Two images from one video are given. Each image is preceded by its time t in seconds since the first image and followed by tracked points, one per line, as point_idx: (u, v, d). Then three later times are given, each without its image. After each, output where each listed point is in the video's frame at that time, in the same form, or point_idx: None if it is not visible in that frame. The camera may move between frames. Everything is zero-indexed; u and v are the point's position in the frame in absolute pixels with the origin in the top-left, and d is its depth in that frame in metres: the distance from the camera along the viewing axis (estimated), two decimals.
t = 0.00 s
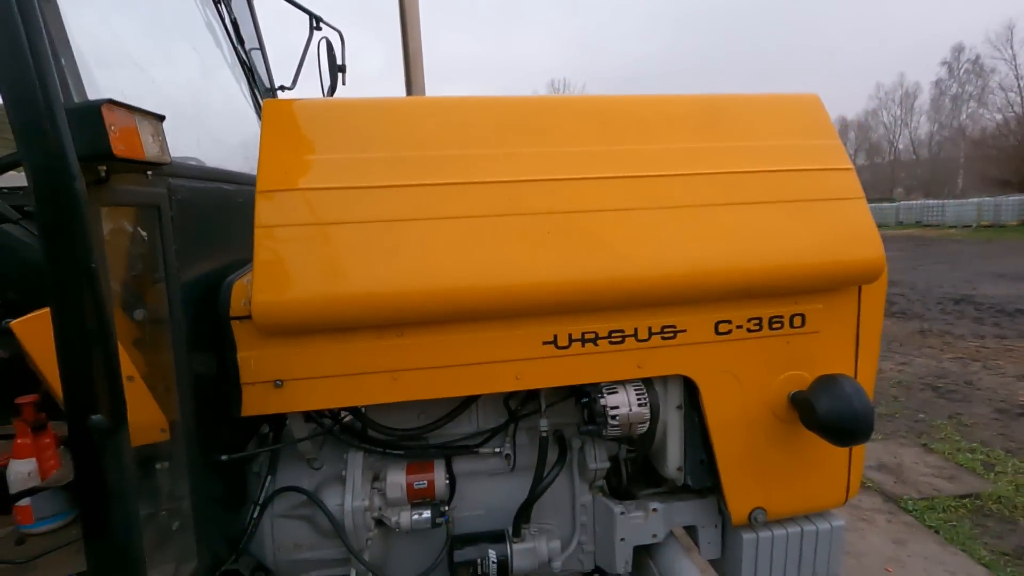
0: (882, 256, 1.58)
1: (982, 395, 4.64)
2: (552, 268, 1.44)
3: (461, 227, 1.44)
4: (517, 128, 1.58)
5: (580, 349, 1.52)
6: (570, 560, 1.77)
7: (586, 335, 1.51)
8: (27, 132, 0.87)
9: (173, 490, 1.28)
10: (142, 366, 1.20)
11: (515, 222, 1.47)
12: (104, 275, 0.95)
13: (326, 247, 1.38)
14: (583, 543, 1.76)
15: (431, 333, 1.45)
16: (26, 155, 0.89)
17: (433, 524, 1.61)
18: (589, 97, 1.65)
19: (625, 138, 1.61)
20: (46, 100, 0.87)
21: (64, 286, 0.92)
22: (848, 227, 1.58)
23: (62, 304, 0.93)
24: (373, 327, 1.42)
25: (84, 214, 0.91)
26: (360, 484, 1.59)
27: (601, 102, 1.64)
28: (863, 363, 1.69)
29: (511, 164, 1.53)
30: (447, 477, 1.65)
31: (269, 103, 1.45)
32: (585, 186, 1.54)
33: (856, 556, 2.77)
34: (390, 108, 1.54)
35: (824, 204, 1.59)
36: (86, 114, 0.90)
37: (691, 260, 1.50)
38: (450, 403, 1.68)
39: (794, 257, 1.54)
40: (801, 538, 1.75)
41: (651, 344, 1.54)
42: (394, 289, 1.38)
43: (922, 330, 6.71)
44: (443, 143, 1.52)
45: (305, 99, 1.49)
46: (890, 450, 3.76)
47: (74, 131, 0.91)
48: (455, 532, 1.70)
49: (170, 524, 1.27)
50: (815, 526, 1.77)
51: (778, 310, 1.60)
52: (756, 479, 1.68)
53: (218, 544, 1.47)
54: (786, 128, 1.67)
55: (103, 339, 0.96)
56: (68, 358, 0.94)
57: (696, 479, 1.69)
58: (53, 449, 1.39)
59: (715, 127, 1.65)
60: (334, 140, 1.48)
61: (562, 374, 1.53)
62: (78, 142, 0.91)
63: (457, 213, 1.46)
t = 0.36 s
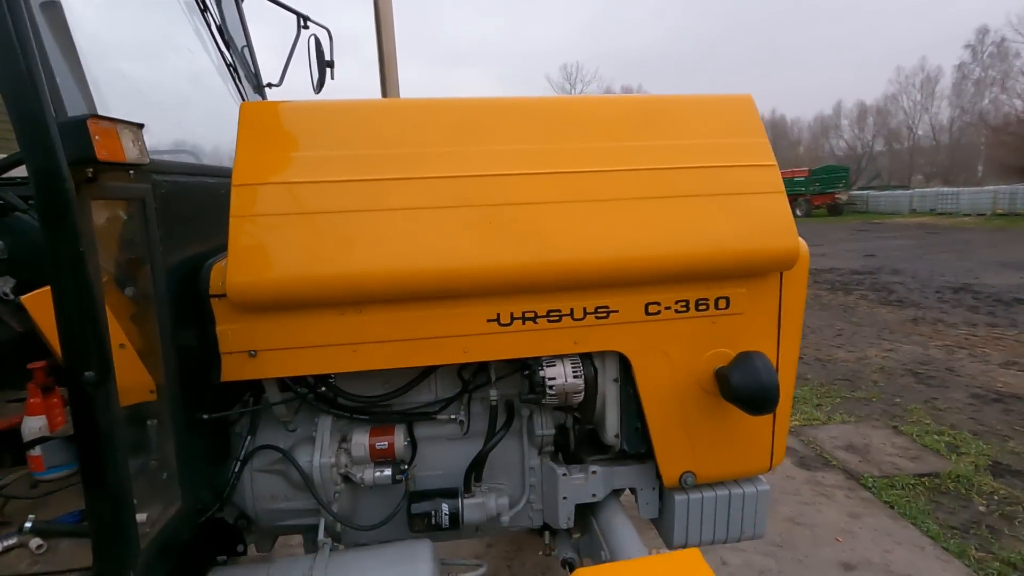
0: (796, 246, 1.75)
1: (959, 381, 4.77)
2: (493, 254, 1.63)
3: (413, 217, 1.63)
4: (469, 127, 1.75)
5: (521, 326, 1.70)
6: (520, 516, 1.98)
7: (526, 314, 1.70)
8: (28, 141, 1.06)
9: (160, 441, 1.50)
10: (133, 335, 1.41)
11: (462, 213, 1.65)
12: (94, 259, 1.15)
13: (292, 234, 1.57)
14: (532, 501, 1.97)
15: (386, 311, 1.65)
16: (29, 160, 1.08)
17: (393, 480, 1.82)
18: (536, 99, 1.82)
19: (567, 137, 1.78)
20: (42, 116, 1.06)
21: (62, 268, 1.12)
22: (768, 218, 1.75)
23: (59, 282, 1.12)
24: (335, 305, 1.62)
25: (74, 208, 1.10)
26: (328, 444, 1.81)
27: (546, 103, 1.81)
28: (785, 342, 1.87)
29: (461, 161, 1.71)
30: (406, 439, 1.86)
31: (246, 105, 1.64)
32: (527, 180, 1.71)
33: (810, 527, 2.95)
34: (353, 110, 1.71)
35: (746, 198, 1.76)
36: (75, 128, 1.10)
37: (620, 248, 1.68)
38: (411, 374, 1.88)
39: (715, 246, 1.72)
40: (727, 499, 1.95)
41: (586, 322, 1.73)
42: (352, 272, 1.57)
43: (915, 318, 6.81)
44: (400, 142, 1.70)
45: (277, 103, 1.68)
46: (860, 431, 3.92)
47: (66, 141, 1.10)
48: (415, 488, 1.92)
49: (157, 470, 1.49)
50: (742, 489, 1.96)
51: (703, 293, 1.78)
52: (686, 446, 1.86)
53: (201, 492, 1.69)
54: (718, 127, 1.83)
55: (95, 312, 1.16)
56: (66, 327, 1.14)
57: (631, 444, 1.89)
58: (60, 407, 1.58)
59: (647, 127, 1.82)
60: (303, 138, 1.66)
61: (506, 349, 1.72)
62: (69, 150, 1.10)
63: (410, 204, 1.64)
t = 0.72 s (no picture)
0: (729, 229, 1.83)
1: (943, 365, 4.82)
2: (437, 235, 1.73)
3: (359, 201, 1.73)
4: (417, 114, 1.83)
5: (464, 305, 1.82)
6: (472, 482, 2.12)
7: (469, 292, 1.81)
8: None
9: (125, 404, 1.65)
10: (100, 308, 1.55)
11: (407, 197, 1.74)
12: (47, 237, 1.28)
13: (247, 217, 1.70)
14: (484, 469, 2.10)
15: (337, 288, 1.77)
16: None
17: (349, 446, 1.96)
18: (484, 86, 1.89)
19: (509, 123, 1.85)
20: None
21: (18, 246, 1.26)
22: (701, 203, 1.83)
23: (17, 258, 1.26)
24: (289, 282, 1.75)
25: (23, 191, 1.23)
26: (288, 412, 1.96)
27: (494, 91, 1.88)
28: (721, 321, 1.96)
29: (408, 146, 1.79)
30: (363, 409, 1.99)
31: (206, 95, 1.75)
32: (471, 165, 1.79)
33: (772, 502, 3.09)
34: (306, 97, 1.80)
35: (681, 183, 1.84)
36: (24, 117, 1.22)
37: (557, 231, 1.77)
38: (368, 348, 2.00)
39: (650, 230, 1.80)
40: (667, 470, 2.07)
41: (527, 300, 1.84)
42: (301, 252, 1.69)
43: (912, 303, 6.82)
44: (350, 128, 1.79)
45: (235, 92, 1.78)
46: (837, 413, 4.01)
47: (18, 131, 1.22)
48: (372, 454, 2.05)
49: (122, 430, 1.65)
50: (682, 461, 2.08)
51: (640, 274, 1.87)
52: (626, 419, 1.97)
53: (170, 453, 1.85)
54: (661, 115, 1.90)
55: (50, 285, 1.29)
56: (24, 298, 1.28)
57: (574, 416, 2.00)
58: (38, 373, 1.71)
59: (592, 114, 1.89)
60: (257, 126, 1.76)
61: (450, 325, 1.83)
62: (19, 137, 1.22)
63: (358, 189, 1.74)
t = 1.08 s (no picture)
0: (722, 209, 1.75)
1: (958, 353, 4.70)
2: (416, 213, 1.68)
3: (338, 176, 1.68)
4: (399, 86, 1.77)
5: (446, 285, 1.77)
6: (459, 464, 2.10)
7: (451, 272, 1.76)
8: None
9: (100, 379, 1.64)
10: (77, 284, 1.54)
11: (386, 172, 1.69)
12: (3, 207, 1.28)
13: (222, 193, 1.66)
14: (471, 451, 2.07)
15: (315, 266, 1.74)
16: None
17: (333, 426, 1.94)
18: (470, 58, 1.81)
19: (494, 97, 1.78)
20: None
21: None
22: (693, 180, 1.76)
23: None
24: (266, 259, 1.72)
25: None
26: (270, 391, 1.94)
27: (480, 62, 1.80)
28: (714, 305, 1.90)
29: (389, 120, 1.73)
30: (347, 389, 1.96)
31: (183, 67, 1.72)
32: (454, 140, 1.73)
33: (770, 489, 3.05)
34: (283, 69, 1.75)
35: (672, 160, 1.76)
36: None
37: (541, 210, 1.70)
38: (352, 327, 1.97)
39: (638, 209, 1.74)
40: (657, 456, 2.02)
41: (510, 280, 1.79)
42: (277, 229, 1.66)
43: (930, 289, 6.66)
44: (329, 101, 1.74)
45: (213, 63, 1.73)
46: (844, 400, 3.95)
47: None
48: (357, 435, 2.04)
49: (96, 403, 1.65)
50: (672, 447, 2.02)
51: (629, 255, 1.81)
52: (614, 404, 1.92)
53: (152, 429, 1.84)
54: (655, 88, 1.82)
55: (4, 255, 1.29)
56: None
57: (562, 400, 1.96)
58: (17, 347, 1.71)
59: (582, 87, 1.80)
60: (234, 98, 1.72)
61: (433, 305, 1.79)
62: None
63: (336, 164, 1.69)
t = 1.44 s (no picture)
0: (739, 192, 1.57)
1: (985, 346, 4.49)
2: (397, 193, 1.53)
3: (313, 153, 1.54)
4: (382, 54, 1.60)
5: (432, 271, 1.63)
6: (450, 462, 1.97)
7: (438, 259, 1.62)
8: None
9: (58, 371, 1.55)
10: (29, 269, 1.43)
11: (366, 149, 1.54)
12: None
13: (188, 170, 1.52)
14: (463, 449, 1.94)
15: (291, 251, 1.60)
16: None
17: (315, 421, 1.82)
18: (461, 22, 1.64)
19: (486, 66, 1.61)
20: None
21: None
22: (706, 160, 1.58)
23: None
24: (237, 243, 1.59)
25: None
26: (248, 384, 1.82)
27: (472, 28, 1.63)
28: (726, 298, 1.74)
29: (370, 91, 1.57)
30: (330, 382, 1.84)
31: (147, 31, 1.57)
32: (441, 114, 1.57)
33: (783, 487, 2.91)
34: (256, 34, 1.59)
35: (684, 137, 1.59)
36: None
37: (535, 191, 1.54)
38: (336, 316, 1.84)
39: (644, 193, 1.57)
40: (661, 458, 1.87)
41: (504, 269, 1.64)
42: (247, 210, 1.52)
43: (955, 277, 6.41)
44: (305, 70, 1.58)
45: (179, 27, 1.59)
46: (863, 395, 3.77)
47: None
48: (342, 430, 1.92)
49: (53, 396, 1.55)
50: (678, 449, 1.88)
51: (634, 243, 1.65)
52: (615, 403, 1.78)
53: (122, 422, 1.74)
54: (667, 57, 1.64)
55: None
56: None
57: (558, 398, 1.82)
58: None
59: (585, 55, 1.63)
60: (200, 66, 1.56)
61: (419, 295, 1.65)
62: None
63: (312, 140, 1.54)
